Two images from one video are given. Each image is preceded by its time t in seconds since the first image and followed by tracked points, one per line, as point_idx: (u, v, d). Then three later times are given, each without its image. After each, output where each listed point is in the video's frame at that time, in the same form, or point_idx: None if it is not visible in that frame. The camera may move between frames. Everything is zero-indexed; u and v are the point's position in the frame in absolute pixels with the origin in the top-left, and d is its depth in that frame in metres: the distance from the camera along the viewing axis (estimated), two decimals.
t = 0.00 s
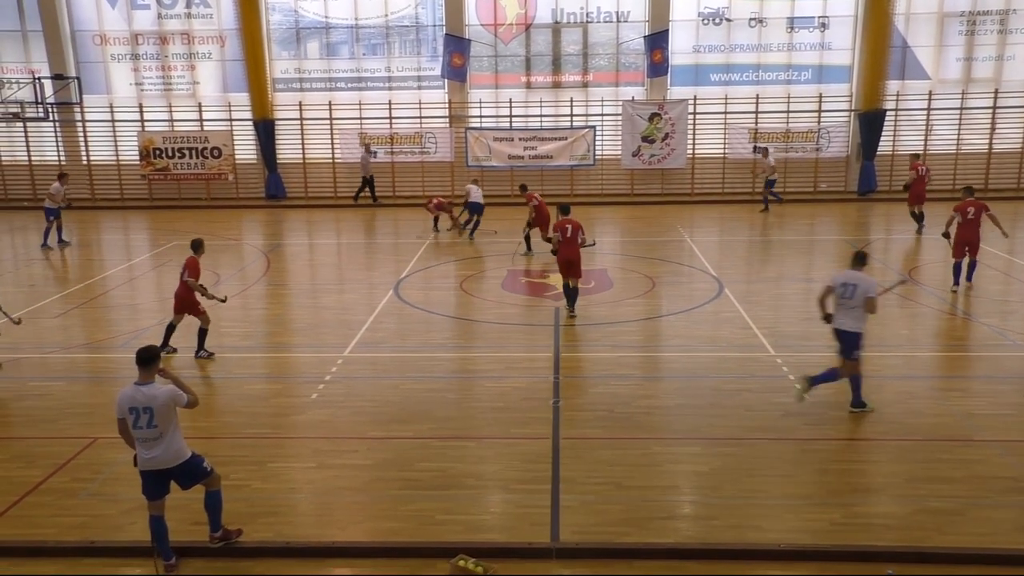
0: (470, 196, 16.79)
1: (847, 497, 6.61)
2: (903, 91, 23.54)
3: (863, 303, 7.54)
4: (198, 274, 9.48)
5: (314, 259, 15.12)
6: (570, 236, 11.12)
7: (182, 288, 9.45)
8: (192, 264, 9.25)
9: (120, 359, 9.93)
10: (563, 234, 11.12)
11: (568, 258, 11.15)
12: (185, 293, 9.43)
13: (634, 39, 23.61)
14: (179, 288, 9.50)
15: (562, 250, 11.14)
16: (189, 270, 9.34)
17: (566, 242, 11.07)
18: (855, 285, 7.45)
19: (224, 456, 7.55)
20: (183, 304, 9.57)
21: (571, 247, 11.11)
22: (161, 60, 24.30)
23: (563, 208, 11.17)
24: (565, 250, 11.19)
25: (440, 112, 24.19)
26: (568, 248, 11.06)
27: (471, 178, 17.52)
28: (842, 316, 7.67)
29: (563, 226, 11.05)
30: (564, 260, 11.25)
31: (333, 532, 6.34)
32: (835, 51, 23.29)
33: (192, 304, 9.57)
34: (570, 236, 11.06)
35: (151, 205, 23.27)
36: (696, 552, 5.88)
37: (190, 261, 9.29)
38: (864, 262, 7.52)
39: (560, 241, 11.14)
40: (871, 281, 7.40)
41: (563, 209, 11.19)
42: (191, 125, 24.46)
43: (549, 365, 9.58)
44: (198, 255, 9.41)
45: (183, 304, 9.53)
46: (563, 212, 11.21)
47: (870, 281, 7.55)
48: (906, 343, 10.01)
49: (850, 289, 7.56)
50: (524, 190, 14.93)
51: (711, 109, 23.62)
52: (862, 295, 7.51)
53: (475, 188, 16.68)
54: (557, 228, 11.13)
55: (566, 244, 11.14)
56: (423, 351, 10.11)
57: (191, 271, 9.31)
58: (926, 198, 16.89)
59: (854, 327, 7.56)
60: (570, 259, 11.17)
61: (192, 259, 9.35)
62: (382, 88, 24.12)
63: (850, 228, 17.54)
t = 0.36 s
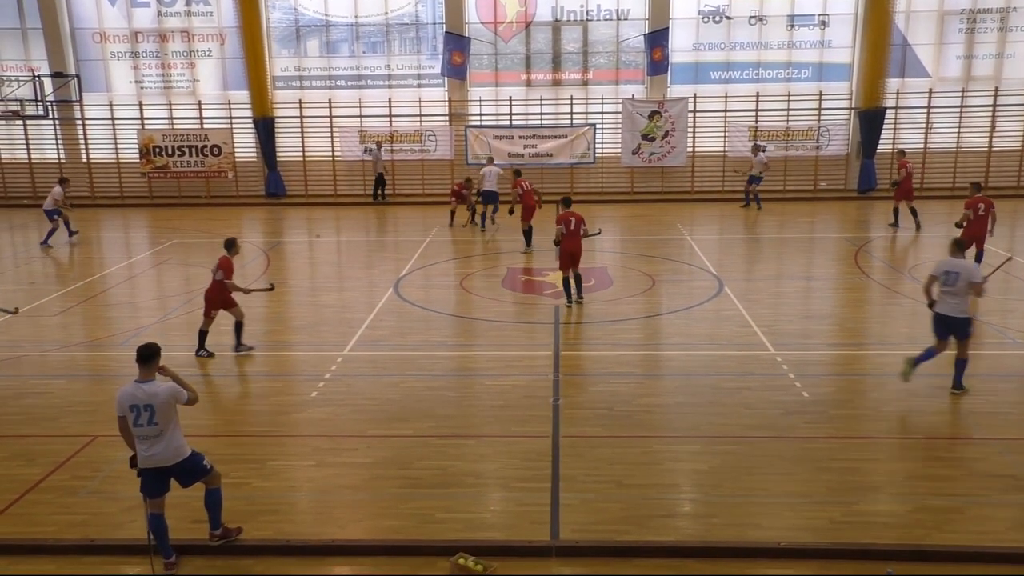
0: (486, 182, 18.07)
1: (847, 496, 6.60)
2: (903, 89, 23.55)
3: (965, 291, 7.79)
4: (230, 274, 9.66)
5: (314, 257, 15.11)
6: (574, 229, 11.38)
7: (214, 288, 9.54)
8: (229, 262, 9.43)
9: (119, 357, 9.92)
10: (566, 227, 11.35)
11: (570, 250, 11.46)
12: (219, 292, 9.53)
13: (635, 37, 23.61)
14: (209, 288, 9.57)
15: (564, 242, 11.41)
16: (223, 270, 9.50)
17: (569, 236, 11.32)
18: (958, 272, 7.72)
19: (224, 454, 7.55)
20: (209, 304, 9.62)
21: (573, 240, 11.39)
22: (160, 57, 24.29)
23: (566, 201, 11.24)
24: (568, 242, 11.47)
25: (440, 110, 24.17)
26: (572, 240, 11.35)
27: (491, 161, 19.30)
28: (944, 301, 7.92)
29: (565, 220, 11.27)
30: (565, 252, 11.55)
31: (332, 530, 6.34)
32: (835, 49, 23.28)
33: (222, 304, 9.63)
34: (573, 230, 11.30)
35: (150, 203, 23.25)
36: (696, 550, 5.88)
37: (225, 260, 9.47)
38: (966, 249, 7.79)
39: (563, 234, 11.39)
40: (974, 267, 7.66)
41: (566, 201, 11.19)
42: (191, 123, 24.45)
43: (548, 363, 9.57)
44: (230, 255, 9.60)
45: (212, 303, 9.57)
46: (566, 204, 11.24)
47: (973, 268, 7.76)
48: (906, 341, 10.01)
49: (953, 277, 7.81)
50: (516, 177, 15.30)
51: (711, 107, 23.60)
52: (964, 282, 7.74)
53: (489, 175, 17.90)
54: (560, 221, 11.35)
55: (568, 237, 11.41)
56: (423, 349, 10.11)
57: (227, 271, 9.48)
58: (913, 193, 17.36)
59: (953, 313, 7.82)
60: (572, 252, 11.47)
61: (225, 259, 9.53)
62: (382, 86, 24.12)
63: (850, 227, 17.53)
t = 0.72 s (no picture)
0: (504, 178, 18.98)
1: (846, 495, 6.60)
2: (902, 89, 23.57)
3: None
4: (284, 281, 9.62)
5: (314, 256, 15.10)
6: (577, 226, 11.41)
7: (264, 291, 9.56)
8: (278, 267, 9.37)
9: (118, 355, 9.92)
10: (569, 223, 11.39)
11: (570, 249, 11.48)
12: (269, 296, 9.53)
13: (634, 36, 23.61)
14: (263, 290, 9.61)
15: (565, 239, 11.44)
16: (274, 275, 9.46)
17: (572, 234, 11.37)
18: None
19: (223, 453, 7.55)
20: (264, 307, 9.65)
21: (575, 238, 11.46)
22: (159, 56, 24.28)
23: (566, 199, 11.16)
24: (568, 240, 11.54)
25: (439, 109, 24.13)
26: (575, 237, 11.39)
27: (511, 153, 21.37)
28: None
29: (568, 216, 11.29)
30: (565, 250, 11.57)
31: (332, 529, 6.34)
32: (835, 49, 23.28)
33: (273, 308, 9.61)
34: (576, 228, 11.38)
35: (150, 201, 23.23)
36: (695, 550, 5.88)
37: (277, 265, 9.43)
38: None
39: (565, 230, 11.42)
40: None
41: (567, 199, 11.10)
42: (191, 121, 24.44)
43: (548, 363, 9.56)
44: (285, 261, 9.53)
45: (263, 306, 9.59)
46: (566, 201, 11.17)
47: None
48: (906, 341, 10.01)
49: None
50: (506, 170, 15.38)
51: (711, 107, 23.58)
52: None
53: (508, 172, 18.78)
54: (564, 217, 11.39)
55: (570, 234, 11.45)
56: (422, 348, 10.10)
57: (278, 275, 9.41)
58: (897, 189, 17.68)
59: None
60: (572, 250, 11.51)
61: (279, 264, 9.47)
62: (381, 85, 24.11)
63: (850, 226, 17.52)
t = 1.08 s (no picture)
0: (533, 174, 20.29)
1: (848, 499, 6.59)
2: (908, 90, 23.51)
3: None
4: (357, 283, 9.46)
5: (318, 253, 15.12)
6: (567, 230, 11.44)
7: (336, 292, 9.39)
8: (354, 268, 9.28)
9: (121, 351, 9.94)
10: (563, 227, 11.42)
11: (565, 252, 11.50)
12: (343, 296, 9.35)
13: (639, 36, 23.61)
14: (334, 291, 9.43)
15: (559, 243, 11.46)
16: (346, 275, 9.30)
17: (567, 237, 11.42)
18: None
19: (224, 449, 7.57)
20: (336, 308, 9.45)
21: (570, 241, 11.51)
22: (165, 54, 24.34)
23: (557, 200, 11.25)
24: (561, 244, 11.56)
25: (444, 108, 24.05)
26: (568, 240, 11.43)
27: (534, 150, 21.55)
28: None
29: (562, 219, 11.32)
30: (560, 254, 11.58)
31: (333, 527, 6.36)
32: (840, 50, 23.21)
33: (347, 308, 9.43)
34: (571, 231, 11.43)
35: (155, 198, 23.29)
36: (695, 552, 5.87)
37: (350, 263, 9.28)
38: None
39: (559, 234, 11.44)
40: None
41: (557, 201, 11.22)
42: (196, 119, 24.49)
43: (550, 363, 9.55)
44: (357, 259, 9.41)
45: (336, 307, 9.39)
46: (557, 202, 11.22)
47: None
48: (910, 344, 9.98)
49: None
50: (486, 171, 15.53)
51: (715, 107, 23.51)
52: None
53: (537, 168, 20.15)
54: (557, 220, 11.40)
55: (565, 238, 11.49)
56: (425, 347, 10.11)
57: (351, 274, 9.27)
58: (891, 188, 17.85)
59: None
60: (567, 253, 11.54)
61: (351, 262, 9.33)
62: (386, 83, 24.18)
63: (855, 228, 17.47)
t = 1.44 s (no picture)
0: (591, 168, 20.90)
1: (881, 502, 6.51)
2: (946, 89, 23.18)
3: None
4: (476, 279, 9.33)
5: (349, 252, 15.23)
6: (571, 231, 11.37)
7: (456, 289, 9.21)
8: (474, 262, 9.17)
9: (156, 347, 10.08)
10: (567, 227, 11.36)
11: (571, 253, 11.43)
12: (462, 293, 9.20)
13: (671, 35, 23.49)
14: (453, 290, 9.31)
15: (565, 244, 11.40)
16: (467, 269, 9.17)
17: (572, 237, 11.35)
18: None
19: (256, 445, 7.64)
20: (456, 307, 9.28)
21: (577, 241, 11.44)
22: (200, 53, 24.59)
23: (559, 200, 11.20)
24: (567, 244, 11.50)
25: (474, 107, 24.07)
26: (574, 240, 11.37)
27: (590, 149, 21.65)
28: None
29: (565, 219, 11.27)
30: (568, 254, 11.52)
31: (363, 524, 6.40)
32: (876, 48, 22.94)
33: (466, 307, 9.26)
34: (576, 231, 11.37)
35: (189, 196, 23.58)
36: (725, 554, 5.83)
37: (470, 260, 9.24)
38: None
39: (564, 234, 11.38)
40: None
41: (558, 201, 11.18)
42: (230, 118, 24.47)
43: (580, 362, 9.54)
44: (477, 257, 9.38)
45: (456, 305, 9.21)
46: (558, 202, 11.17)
47: None
48: (946, 346, 9.84)
49: None
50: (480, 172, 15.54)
51: (748, 106, 23.26)
52: None
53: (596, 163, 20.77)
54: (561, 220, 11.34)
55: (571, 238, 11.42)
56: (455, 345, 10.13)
57: (472, 270, 9.19)
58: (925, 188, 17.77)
59: None
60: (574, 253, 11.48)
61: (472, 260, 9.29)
62: (417, 82, 24.29)
63: (889, 229, 17.28)
